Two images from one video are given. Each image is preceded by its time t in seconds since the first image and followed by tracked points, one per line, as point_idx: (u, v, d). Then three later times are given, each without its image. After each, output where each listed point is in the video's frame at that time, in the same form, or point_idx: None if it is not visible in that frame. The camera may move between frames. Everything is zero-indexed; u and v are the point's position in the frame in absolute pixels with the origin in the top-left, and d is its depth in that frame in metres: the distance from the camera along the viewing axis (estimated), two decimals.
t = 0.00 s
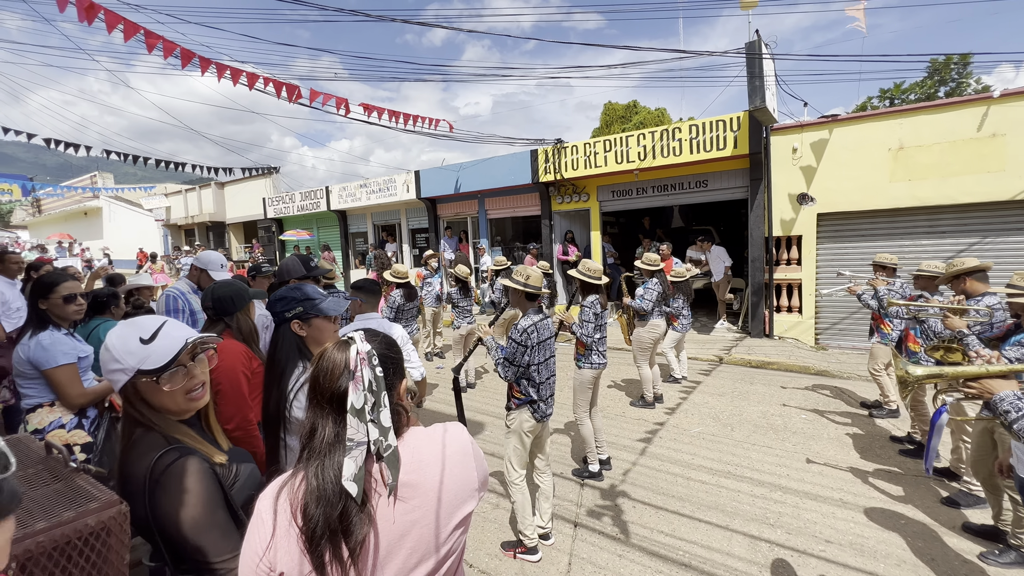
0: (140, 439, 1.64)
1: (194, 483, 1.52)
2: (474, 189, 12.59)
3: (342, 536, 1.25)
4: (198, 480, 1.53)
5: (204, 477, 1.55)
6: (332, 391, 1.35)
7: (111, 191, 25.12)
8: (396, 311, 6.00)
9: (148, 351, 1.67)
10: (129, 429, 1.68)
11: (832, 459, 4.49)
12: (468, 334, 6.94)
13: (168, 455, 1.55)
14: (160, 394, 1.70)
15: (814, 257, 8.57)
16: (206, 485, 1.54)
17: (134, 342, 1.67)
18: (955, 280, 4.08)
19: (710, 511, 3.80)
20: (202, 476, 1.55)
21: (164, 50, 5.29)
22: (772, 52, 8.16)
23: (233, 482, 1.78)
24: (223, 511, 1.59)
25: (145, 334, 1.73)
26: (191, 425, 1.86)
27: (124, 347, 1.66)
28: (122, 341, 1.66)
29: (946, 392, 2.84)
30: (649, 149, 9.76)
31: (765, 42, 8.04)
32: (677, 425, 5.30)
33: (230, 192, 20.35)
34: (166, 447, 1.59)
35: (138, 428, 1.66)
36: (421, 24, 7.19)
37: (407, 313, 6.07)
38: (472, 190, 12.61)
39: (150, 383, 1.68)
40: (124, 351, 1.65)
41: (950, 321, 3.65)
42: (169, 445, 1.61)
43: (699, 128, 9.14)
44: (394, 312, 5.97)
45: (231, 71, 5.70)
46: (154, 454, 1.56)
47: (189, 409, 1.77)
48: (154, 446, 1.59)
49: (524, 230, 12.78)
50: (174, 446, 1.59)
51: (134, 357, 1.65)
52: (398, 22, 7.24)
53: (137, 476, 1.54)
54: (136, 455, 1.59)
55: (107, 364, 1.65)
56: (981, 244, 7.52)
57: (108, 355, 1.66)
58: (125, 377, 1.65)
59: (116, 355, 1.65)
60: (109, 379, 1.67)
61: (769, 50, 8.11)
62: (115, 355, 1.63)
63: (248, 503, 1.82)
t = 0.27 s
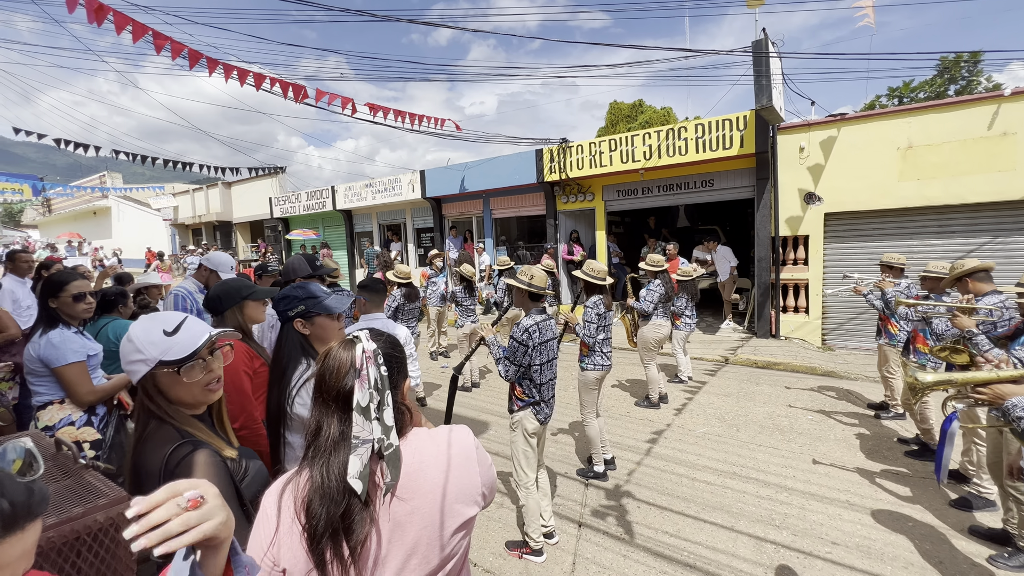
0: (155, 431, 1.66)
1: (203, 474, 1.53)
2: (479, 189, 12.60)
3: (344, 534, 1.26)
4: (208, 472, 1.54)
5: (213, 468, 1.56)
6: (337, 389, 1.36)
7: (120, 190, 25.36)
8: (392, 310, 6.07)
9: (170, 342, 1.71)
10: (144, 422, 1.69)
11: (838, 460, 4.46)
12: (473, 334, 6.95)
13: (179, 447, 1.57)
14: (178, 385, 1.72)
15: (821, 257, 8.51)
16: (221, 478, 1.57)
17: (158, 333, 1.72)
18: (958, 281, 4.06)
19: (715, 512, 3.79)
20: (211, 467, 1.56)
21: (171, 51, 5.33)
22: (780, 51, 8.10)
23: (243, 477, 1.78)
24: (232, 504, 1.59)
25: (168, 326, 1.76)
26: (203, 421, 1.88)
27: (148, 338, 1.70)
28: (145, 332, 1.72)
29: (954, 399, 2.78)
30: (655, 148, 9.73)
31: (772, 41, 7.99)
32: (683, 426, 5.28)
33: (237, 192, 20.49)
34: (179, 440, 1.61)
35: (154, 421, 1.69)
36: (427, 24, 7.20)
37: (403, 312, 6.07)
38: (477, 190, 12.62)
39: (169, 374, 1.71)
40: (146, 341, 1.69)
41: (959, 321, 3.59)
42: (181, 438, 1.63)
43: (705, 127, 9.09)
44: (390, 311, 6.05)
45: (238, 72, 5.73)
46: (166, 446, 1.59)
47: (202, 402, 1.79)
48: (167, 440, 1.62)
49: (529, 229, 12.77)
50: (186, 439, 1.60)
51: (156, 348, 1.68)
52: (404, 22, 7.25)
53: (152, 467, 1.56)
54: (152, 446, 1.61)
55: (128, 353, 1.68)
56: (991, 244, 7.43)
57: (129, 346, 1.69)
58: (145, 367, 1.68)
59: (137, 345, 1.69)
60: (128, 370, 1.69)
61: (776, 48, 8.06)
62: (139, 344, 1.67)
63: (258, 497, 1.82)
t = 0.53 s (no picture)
0: (171, 420, 1.64)
1: (211, 469, 1.51)
2: (481, 188, 12.60)
3: (343, 530, 1.27)
4: (216, 467, 1.52)
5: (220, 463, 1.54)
6: (335, 386, 1.37)
7: (124, 189, 25.46)
8: (396, 308, 6.05)
9: (210, 331, 1.76)
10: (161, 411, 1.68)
11: (841, 461, 4.44)
12: (475, 333, 6.96)
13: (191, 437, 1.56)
14: (209, 374, 1.74)
15: (824, 257, 8.47)
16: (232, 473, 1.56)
17: (198, 322, 1.76)
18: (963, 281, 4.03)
19: (718, 512, 3.78)
20: (219, 462, 1.54)
21: (175, 51, 5.35)
22: (783, 50, 8.08)
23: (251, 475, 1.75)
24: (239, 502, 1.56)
25: (207, 318, 1.82)
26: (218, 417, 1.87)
27: (188, 325, 1.74)
28: (185, 320, 1.75)
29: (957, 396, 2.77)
30: (658, 148, 9.71)
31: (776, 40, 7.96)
32: (685, 426, 5.27)
33: (240, 191, 20.56)
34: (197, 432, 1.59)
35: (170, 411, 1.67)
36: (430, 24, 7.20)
37: (406, 311, 6.07)
38: (480, 189, 12.62)
39: (205, 361, 1.73)
40: (187, 328, 1.72)
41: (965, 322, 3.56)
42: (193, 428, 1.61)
43: (708, 126, 9.07)
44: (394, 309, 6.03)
45: (242, 71, 5.75)
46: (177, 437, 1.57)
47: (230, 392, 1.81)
48: (184, 430, 1.60)
49: (531, 229, 12.77)
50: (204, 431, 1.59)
51: (196, 335, 1.72)
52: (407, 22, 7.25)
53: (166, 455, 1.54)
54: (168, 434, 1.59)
55: (167, 338, 1.69)
56: (996, 244, 7.39)
57: (167, 332, 1.71)
58: (181, 353, 1.69)
59: (178, 332, 1.71)
60: (162, 356, 1.69)
61: (780, 48, 8.03)
62: (180, 330, 1.70)
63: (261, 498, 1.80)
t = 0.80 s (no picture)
0: (202, 403, 1.73)
1: (232, 450, 1.60)
2: (482, 188, 12.60)
3: (306, 506, 1.35)
4: (235, 449, 1.61)
5: (241, 444, 1.63)
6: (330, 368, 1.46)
7: (124, 188, 25.44)
8: (402, 310, 5.99)
9: (258, 323, 1.91)
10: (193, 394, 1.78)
11: (841, 460, 4.44)
12: (475, 332, 6.95)
13: (217, 417, 1.66)
14: (250, 362, 1.88)
15: (825, 257, 8.47)
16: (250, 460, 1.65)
17: (247, 315, 1.91)
18: (966, 281, 4.03)
19: (718, 512, 3.78)
20: (240, 444, 1.63)
21: (176, 49, 5.35)
22: (784, 50, 8.07)
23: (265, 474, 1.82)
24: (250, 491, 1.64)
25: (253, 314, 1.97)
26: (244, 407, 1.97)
27: (237, 316, 1.88)
28: (236, 312, 1.89)
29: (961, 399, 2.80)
30: (658, 147, 9.70)
31: (777, 39, 7.95)
32: (686, 425, 5.27)
33: (240, 190, 20.54)
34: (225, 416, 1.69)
35: (203, 393, 1.78)
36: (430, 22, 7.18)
37: (412, 310, 6.05)
38: (480, 189, 12.60)
39: (249, 350, 1.87)
40: (237, 318, 1.87)
41: (966, 322, 3.57)
42: (220, 410, 1.71)
43: (709, 126, 9.07)
44: (400, 311, 5.97)
45: (242, 70, 5.75)
46: (202, 416, 1.67)
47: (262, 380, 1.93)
48: (211, 413, 1.69)
49: (532, 228, 12.76)
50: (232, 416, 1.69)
51: (244, 324, 1.87)
52: (408, 21, 7.24)
53: (191, 435, 1.62)
54: (197, 415, 1.68)
55: (220, 325, 1.82)
56: (997, 244, 7.39)
57: (217, 319, 1.85)
58: (228, 339, 1.83)
59: (229, 320, 1.85)
60: (209, 340, 1.82)
61: (781, 47, 8.02)
62: (231, 318, 1.85)
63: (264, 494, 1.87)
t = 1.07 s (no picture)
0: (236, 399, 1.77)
1: (257, 446, 1.61)
2: (480, 186, 12.59)
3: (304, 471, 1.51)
4: (260, 446, 1.62)
5: (266, 442, 1.64)
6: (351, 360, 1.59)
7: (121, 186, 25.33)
8: (397, 308, 6.01)
9: (301, 333, 1.94)
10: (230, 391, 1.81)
11: (840, 460, 4.45)
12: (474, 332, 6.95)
13: (248, 412, 1.69)
14: (292, 369, 1.88)
15: (823, 256, 8.49)
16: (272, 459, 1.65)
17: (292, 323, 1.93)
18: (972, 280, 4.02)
19: (717, 512, 3.78)
20: (265, 442, 1.64)
21: (173, 47, 5.32)
22: (783, 49, 8.07)
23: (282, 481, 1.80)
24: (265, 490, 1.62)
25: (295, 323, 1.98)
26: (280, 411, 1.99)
27: (283, 324, 1.90)
28: (281, 320, 1.91)
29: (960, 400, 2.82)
30: (657, 147, 9.70)
31: (775, 39, 7.95)
32: (685, 425, 5.28)
33: (237, 188, 20.47)
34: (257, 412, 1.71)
35: (241, 390, 1.82)
36: (428, 20, 7.16)
37: (409, 309, 6.03)
38: (479, 188, 12.59)
39: (292, 356, 1.88)
40: (283, 325, 1.89)
41: (965, 322, 3.60)
42: (253, 407, 1.74)
43: (707, 125, 9.07)
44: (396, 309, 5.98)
45: (240, 68, 5.72)
46: (236, 410, 1.70)
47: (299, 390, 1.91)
48: (242, 408, 1.71)
49: (530, 227, 12.75)
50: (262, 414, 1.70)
51: (290, 331, 1.88)
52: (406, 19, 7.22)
53: (221, 425, 1.64)
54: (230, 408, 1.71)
55: (266, 329, 1.84)
56: (994, 244, 7.41)
57: (264, 325, 1.86)
58: (273, 344, 1.84)
59: (276, 327, 1.87)
60: (256, 343, 1.82)
61: (779, 47, 8.03)
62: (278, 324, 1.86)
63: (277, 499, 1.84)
